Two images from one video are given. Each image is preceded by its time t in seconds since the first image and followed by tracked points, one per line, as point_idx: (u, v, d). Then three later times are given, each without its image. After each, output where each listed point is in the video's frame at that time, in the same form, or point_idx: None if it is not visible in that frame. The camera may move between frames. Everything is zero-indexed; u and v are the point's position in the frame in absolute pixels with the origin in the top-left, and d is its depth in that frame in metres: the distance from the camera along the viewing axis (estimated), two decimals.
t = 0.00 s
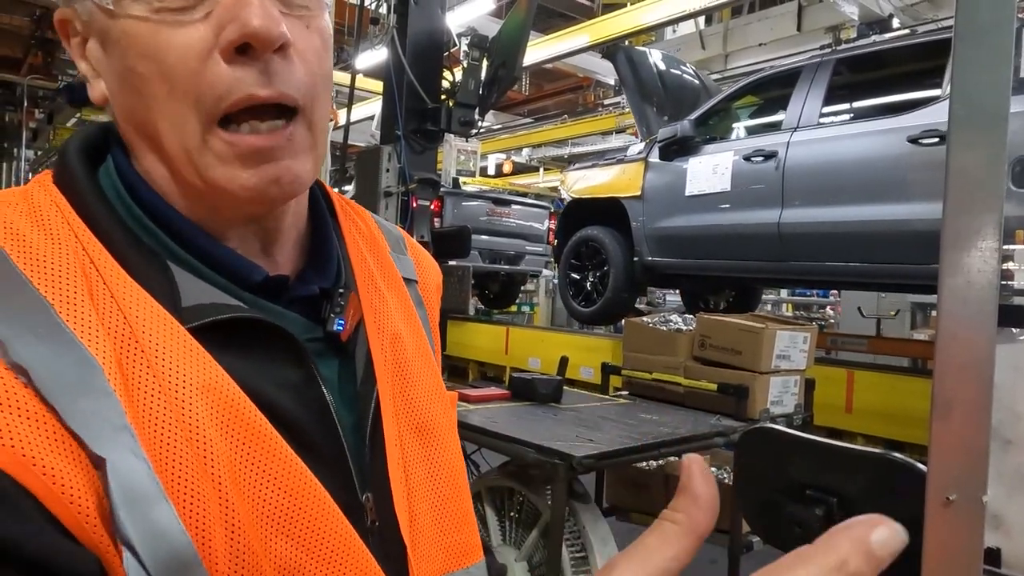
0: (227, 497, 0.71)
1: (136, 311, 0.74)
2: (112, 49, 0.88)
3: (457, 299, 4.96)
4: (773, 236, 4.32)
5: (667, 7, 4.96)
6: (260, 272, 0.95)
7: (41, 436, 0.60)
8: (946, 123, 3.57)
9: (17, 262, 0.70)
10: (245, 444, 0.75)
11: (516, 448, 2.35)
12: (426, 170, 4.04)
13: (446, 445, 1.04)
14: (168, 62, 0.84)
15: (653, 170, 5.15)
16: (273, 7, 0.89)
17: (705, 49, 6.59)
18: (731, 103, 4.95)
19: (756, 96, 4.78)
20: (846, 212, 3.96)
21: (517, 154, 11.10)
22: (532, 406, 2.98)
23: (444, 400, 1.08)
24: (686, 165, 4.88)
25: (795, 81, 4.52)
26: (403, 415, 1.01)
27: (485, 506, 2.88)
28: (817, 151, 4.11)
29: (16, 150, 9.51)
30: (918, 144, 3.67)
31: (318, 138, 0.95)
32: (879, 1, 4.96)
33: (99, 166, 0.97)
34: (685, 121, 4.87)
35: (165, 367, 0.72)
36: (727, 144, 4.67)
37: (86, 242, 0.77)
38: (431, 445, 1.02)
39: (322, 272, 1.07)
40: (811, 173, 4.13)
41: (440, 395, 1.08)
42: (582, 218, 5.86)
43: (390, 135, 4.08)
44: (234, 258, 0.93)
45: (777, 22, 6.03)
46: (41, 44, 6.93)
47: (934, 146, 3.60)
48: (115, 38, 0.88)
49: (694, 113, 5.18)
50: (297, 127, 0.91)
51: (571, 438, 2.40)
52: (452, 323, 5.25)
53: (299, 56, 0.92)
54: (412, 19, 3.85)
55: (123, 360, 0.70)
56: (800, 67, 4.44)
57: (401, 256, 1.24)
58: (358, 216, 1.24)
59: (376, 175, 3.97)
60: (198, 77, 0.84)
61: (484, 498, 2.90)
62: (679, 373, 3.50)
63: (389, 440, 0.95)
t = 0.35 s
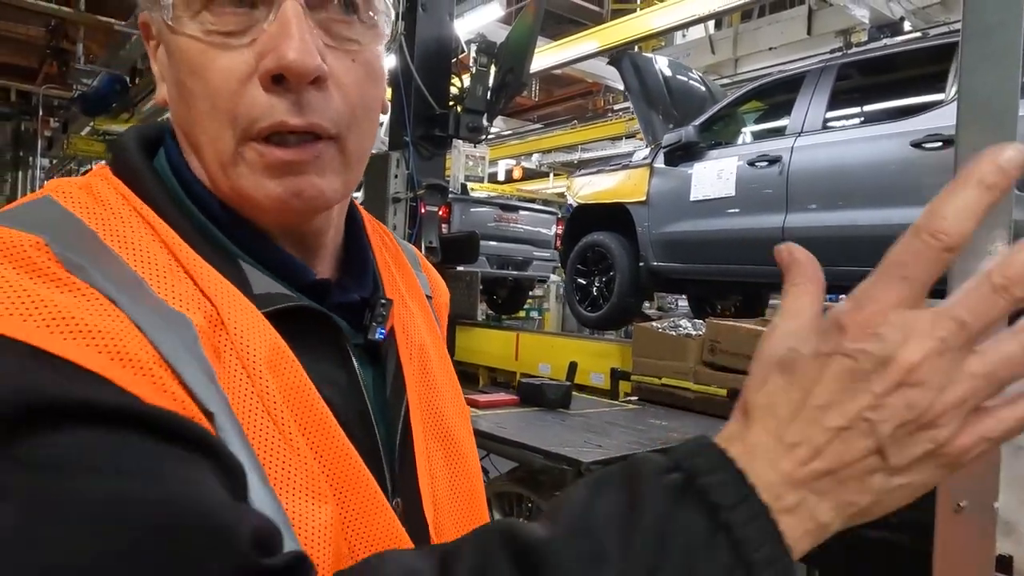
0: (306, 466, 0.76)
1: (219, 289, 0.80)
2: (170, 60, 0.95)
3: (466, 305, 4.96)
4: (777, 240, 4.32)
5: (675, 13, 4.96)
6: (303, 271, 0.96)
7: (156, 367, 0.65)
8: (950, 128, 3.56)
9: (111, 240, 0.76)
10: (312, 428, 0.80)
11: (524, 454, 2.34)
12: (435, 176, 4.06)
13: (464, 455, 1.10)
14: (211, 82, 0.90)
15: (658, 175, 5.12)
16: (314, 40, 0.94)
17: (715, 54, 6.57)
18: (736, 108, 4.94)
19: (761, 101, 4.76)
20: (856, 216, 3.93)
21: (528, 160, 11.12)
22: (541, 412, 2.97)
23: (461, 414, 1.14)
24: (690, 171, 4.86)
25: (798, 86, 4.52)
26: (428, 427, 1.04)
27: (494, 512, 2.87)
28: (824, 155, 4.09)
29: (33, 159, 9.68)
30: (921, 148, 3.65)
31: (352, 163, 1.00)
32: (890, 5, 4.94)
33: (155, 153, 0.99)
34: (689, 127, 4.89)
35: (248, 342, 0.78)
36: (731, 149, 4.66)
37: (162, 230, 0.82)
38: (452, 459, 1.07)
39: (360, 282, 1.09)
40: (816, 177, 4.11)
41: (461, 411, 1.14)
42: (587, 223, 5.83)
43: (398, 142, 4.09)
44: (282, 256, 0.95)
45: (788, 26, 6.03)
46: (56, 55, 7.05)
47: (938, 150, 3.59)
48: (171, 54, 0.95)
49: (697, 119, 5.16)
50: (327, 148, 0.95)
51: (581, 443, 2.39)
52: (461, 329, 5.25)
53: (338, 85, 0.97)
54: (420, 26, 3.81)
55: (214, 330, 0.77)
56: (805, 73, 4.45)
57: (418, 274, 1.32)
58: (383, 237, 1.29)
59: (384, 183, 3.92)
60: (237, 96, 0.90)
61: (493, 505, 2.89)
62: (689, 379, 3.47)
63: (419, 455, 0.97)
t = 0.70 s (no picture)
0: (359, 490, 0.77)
1: (283, 318, 0.81)
2: (230, 105, 0.97)
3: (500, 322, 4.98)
4: (810, 255, 4.25)
5: (707, 27, 4.95)
6: (351, 302, 0.96)
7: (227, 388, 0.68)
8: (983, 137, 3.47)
9: (184, 271, 0.78)
10: (363, 452, 0.82)
11: (558, 472, 2.34)
12: (468, 195, 4.12)
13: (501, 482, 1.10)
14: (260, 134, 0.92)
15: (688, 190, 5.08)
16: (357, 101, 0.93)
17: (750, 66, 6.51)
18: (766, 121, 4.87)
19: (792, 114, 4.71)
20: (895, 227, 3.83)
21: (562, 175, 11.15)
22: (575, 429, 2.96)
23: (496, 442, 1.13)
24: (720, 185, 4.82)
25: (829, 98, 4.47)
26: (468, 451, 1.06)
27: (529, 530, 2.85)
28: (856, 167, 4.01)
29: (84, 183, 10.07)
30: (953, 159, 3.58)
31: (391, 216, 0.98)
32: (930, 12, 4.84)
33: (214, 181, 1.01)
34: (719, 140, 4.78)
35: (307, 369, 0.79)
36: (761, 163, 4.61)
37: (220, 254, 0.84)
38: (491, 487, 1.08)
39: (407, 309, 1.09)
40: (846, 190, 4.05)
41: (495, 436, 1.16)
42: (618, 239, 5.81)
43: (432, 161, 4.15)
44: (337, 288, 0.95)
45: (825, 37, 5.95)
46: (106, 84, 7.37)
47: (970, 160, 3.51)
48: (229, 106, 0.97)
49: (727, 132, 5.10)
50: (366, 202, 0.95)
51: (615, 460, 2.37)
52: (495, 345, 5.27)
53: (379, 144, 0.95)
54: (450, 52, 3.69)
55: (279, 354, 0.78)
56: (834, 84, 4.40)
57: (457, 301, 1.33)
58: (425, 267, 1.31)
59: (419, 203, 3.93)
60: (280, 152, 0.91)
61: (528, 523, 2.88)
62: (725, 395, 3.44)
63: (458, 474, 0.98)
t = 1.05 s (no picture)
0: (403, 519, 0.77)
1: (333, 352, 0.82)
2: (288, 152, 1.02)
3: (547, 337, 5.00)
4: (854, 263, 4.15)
5: (755, 39, 4.92)
6: (408, 333, 0.98)
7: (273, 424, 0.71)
8: None
9: (242, 309, 0.81)
10: (408, 481, 0.82)
11: (606, 489, 2.33)
12: (515, 214, 4.18)
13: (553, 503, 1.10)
14: (319, 177, 0.96)
15: (732, 204, 5.01)
16: (408, 140, 0.97)
17: (800, 75, 6.41)
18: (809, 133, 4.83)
19: (838, 125, 4.65)
20: (945, 239, 3.71)
21: (608, 190, 11.13)
22: (624, 446, 2.94)
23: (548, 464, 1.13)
24: (765, 199, 4.75)
25: (874, 110, 4.37)
26: (520, 476, 1.06)
27: (579, 547, 2.84)
28: (899, 180, 3.94)
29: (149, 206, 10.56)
30: (1005, 168, 3.47)
31: (444, 250, 1.03)
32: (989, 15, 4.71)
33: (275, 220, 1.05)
34: (763, 153, 4.80)
35: (353, 400, 0.80)
36: (810, 174, 4.52)
37: (274, 286, 0.87)
38: (543, 515, 1.08)
39: (462, 337, 1.10)
40: (892, 202, 3.97)
41: (549, 457, 1.16)
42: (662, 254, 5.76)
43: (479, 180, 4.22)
44: (390, 323, 0.97)
45: (878, 43, 5.80)
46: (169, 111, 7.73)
47: None
48: (288, 151, 1.02)
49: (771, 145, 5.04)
50: (422, 243, 0.99)
51: (664, 477, 2.35)
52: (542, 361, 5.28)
53: (430, 179, 0.98)
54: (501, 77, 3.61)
55: (328, 386, 0.79)
56: (880, 95, 4.30)
57: (518, 321, 1.35)
58: (485, 289, 1.31)
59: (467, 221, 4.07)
60: (338, 193, 0.95)
61: (578, 540, 2.86)
62: (777, 412, 3.38)
63: (510, 504, 0.98)
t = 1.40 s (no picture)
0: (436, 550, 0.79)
1: (376, 389, 0.84)
2: (351, 170, 1.05)
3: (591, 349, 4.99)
4: (901, 273, 4.03)
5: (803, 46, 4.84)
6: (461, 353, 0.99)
7: (308, 473, 0.74)
8: None
9: (288, 339, 0.83)
10: (446, 512, 0.83)
11: (650, 502, 2.31)
12: (559, 228, 4.22)
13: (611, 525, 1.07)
14: (381, 193, 0.99)
15: (774, 215, 4.91)
16: (468, 150, 1.00)
17: (850, 81, 6.27)
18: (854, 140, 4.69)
19: (881, 133, 4.53)
20: (998, 249, 3.59)
21: (654, 200, 11.06)
22: (669, 460, 2.90)
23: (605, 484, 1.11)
24: (807, 209, 4.65)
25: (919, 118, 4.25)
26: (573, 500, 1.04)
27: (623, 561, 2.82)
28: (946, 187, 3.82)
29: (203, 223, 10.95)
30: None
31: (505, 254, 1.03)
32: None
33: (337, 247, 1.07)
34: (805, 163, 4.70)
35: (392, 435, 0.82)
36: (853, 184, 4.40)
37: (329, 316, 0.90)
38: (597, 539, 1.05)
39: (515, 359, 1.11)
40: (939, 211, 3.85)
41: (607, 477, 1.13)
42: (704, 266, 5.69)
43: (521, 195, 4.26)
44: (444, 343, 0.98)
45: (931, 47, 5.60)
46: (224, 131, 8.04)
47: None
48: (350, 170, 1.06)
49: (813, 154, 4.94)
50: (483, 244, 1.00)
51: (709, 492, 2.32)
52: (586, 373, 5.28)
53: (488, 187, 1.00)
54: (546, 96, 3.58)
55: (365, 425, 0.81)
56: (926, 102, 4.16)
57: (582, 337, 1.32)
58: (547, 300, 1.30)
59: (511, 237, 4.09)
60: (403, 204, 0.97)
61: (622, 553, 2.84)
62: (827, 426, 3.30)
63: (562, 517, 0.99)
